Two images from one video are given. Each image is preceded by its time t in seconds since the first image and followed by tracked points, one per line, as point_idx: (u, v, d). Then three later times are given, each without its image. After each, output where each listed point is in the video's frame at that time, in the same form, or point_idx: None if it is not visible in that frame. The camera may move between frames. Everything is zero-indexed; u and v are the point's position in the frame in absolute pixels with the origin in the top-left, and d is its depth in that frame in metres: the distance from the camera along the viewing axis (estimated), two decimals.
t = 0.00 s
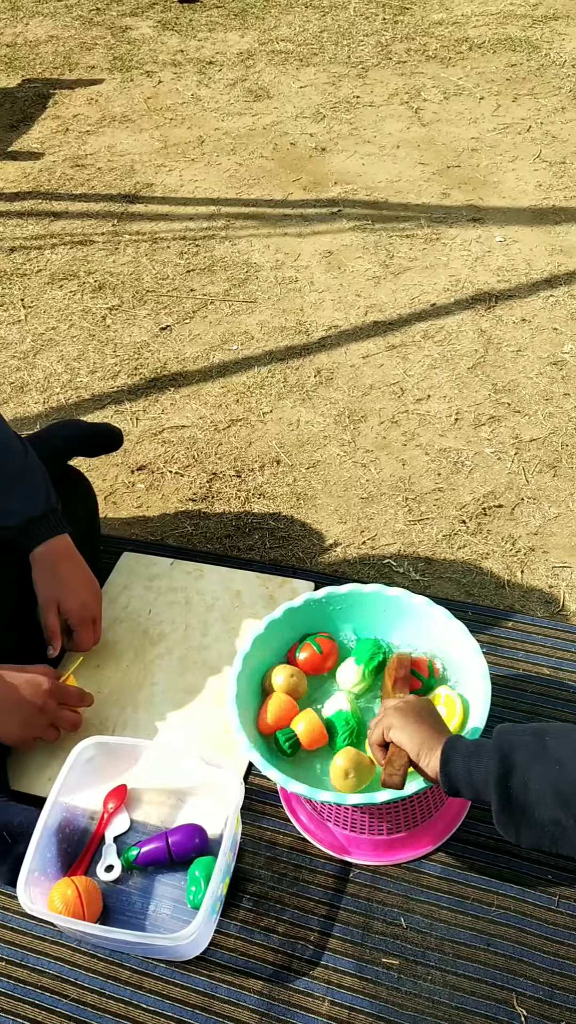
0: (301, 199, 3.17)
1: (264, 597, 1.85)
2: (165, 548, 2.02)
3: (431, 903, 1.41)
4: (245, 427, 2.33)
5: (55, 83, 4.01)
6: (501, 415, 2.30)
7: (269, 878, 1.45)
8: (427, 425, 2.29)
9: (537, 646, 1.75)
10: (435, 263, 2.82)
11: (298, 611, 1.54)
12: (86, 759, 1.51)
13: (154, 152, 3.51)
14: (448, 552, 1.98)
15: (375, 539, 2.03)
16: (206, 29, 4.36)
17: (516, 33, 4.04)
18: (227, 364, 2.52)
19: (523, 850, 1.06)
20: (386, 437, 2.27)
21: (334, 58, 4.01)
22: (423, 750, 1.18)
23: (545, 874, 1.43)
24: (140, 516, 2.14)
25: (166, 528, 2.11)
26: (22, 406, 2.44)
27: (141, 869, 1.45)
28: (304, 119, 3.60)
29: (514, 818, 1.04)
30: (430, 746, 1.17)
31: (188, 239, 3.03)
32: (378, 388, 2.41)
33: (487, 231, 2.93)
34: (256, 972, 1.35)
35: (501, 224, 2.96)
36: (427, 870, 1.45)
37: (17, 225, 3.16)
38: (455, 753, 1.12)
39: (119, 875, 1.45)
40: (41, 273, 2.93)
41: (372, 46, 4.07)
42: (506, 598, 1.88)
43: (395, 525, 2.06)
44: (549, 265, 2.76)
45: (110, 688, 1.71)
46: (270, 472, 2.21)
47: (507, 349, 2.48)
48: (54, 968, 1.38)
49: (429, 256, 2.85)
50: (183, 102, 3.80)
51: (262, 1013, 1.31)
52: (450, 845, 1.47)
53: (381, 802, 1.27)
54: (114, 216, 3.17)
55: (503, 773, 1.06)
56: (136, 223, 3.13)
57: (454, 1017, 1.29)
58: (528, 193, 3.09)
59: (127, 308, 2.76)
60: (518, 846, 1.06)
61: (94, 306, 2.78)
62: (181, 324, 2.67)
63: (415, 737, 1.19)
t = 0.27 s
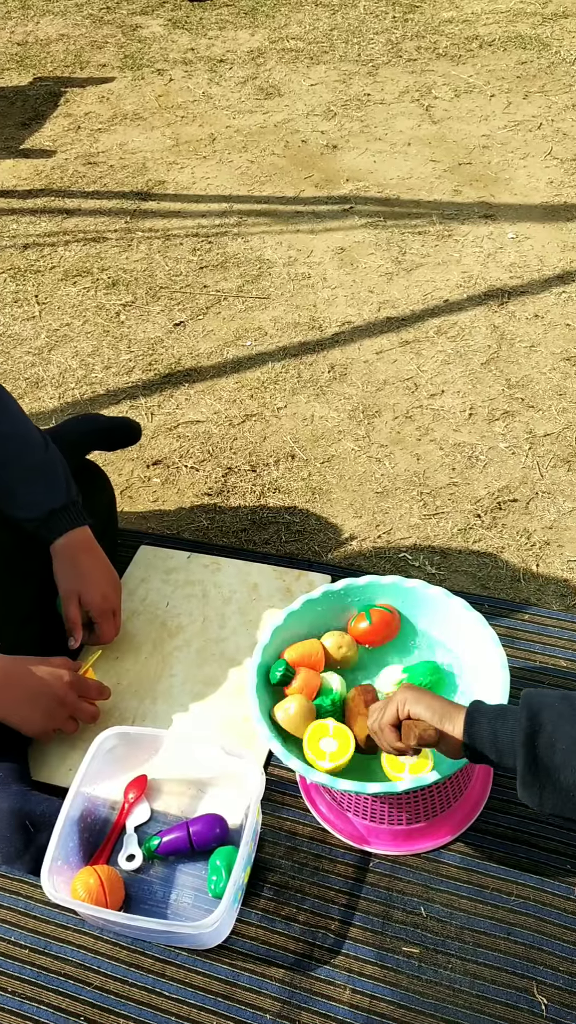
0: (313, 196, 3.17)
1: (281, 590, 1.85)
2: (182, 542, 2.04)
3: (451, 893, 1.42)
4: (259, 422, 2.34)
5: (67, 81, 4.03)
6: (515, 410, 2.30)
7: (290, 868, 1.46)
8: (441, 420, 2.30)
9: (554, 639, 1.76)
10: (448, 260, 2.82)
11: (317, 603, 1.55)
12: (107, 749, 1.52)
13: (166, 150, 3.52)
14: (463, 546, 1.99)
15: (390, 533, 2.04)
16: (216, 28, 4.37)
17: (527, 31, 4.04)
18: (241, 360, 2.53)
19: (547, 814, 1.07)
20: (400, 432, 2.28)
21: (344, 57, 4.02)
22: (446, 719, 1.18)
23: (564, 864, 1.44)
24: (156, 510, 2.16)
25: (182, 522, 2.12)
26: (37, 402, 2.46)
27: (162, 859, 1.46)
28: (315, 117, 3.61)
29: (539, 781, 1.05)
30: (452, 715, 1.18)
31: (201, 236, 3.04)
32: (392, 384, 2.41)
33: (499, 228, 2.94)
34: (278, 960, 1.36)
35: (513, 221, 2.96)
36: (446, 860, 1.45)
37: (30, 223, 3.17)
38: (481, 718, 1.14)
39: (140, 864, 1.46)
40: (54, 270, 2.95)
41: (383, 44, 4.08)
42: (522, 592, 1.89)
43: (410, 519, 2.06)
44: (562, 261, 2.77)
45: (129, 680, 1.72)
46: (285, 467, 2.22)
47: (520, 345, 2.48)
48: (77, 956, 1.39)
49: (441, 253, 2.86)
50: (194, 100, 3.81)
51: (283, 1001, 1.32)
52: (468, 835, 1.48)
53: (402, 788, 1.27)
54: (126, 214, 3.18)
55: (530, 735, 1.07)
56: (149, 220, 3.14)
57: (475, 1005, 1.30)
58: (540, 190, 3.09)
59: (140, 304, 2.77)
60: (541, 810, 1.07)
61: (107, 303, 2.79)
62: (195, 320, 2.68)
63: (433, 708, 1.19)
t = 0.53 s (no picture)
0: (324, 193, 3.19)
1: (300, 582, 1.87)
2: (200, 535, 2.05)
3: (473, 880, 1.43)
4: (274, 417, 2.36)
5: (76, 79, 4.04)
6: (529, 405, 2.31)
7: (312, 856, 1.47)
8: (455, 415, 2.31)
9: (571, 630, 1.77)
10: (460, 256, 2.83)
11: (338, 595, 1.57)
12: (131, 738, 1.53)
13: (177, 147, 3.53)
14: (479, 539, 2.00)
15: (406, 526, 2.05)
16: (225, 26, 4.38)
17: (535, 29, 4.05)
18: (256, 355, 2.54)
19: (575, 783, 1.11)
20: (415, 427, 2.29)
21: (353, 55, 4.03)
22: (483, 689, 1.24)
23: None
24: (173, 504, 2.17)
25: (199, 516, 2.13)
26: (53, 397, 2.47)
27: (186, 848, 1.46)
28: (325, 115, 3.62)
29: (564, 752, 1.09)
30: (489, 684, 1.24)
31: (213, 233, 3.05)
32: (406, 379, 2.42)
33: (511, 224, 2.94)
34: (302, 947, 1.37)
35: (524, 217, 2.97)
36: (468, 848, 1.46)
37: (43, 220, 3.19)
38: (511, 691, 1.20)
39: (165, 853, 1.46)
40: (67, 267, 2.96)
41: (392, 42, 4.08)
42: (538, 584, 1.90)
43: (426, 512, 2.08)
44: (574, 257, 2.78)
45: (150, 671, 1.74)
46: (301, 461, 2.24)
47: (533, 340, 2.49)
48: (103, 943, 1.41)
49: (453, 249, 2.87)
50: (204, 97, 3.82)
51: (308, 987, 1.34)
52: (489, 823, 1.49)
53: (428, 779, 1.29)
54: (138, 211, 3.19)
55: (556, 709, 1.10)
56: (161, 217, 3.15)
57: (499, 990, 1.31)
58: (551, 187, 3.10)
59: (154, 300, 2.78)
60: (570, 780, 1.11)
61: (121, 299, 2.80)
62: (208, 316, 2.70)
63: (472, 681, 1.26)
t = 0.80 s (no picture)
0: (332, 187, 3.20)
1: (314, 571, 1.88)
2: (213, 525, 2.06)
3: (490, 863, 1.44)
4: (286, 409, 2.37)
5: (83, 74, 4.05)
6: (539, 397, 2.33)
7: (331, 839, 1.49)
8: (466, 407, 2.32)
9: None
10: (468, 250, 2.85)
11: (356, 581, 1.58)
12: (150, 723, 1.55)
13: (184, 142, 3.54)
14: (491, 529, 2.02)
15: (418, 517, 2.06)
16: (230, 21, 4.39)
17: (541, 24, 4.06)
18: (266, 348, 2.55)
19: None
20: (426, 418, 2.31)
21: (359, 50, 4.04)
22: (495, 689, 1.24)
23: None
24: (186, 495, 2.19)
25: (212, 506, 2.15)
26: (65, 389, 2.49)
27: (206, 831, 1.48)
28: (332, 109, 3.63)
29: None
30: (501, 686, 1.24)
31: (222, 227, 3.06)
32: (416, 371, 2.44)
33: (518, 218, 2.96)
34: (322, 928, 1.39)
35: (532, 211, 2.99)
36: (484, 832, 1.48)
37: (52, 214, 3.20)
38: (528, 689, 1.20)
39: (184, 836, 1.48)
40: (77, 260, 2.97)
41: (397, 37, 4.09)
42: (550, 573, 1.91)
43: (438, 503, 2.09)
44: None
45: (166, 658, 1.75)
46: (313, 452, 2.25)
47: (542, 332, 2.51)
48: (124, 925, 1.42)
49: (461, 243, 2.88)
50: (211, 92, 3.84)
51: (328, 967, 1.35)
52: (505, 807, 1.51)
53: (446, 762, 1.30)
54: (147, 205, 3.21)
55: None
56: (170, 211, 3.16)
57: (516, 971, 1.33)
58: (558, 181, 3.11)
59: (164, 294, 2.80)
60: None
61: (131, 292, 2.82)
62: (218, 310, 2.71)
63: (484, 678, 1.27)
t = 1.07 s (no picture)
0: (329, 179, 3.20)
1: (317, 558, 1.89)
2: (216, 514, 2.07)
3: (497, 845, 1.46)
4: (286, 399, 2.38)
5: (78, 66, 4.04)
6: (538, 386, 2.34)
7: (339, 823, 1.50)
8: (466, 396, 2.33)
9: None
10: (466, 241, 2.86)
11: (360, 568, 1.59)
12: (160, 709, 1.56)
13: (180, 134, 3.54)
14: (492, 517, 2.03)
15: (420, 505, 2.08)
16: (225, 13, 4.38)
17: (535, 16, 4.07)
18: (266, 339, 2.56)
19: None
20: (426, 408, 2.32)
21: (354, 42, 4.04)
22: (509, 657, 1.26)
23: None
24: (188, 485, 2.19)
25: (214, 496, 2.15)
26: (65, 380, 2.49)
27: (214, 816, 1.49)
28: (328, 101, 3.63)
29: None
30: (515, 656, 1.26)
31: (220, 218, 3.07)
32: (416, 361, 2.45)
33: (515, 209, 2.97)
34: (331, 910, 1.40)
35: (529, 202, 3.00)
36: (490, 814, 1.50)
37: (49, 206, 3.20)
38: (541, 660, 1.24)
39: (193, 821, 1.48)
40: (75, 252, 2.97)
41: (392, 29, 4.10)
42: (552, 560, 1.93)
43: (439, 491, 2.10)
44: None
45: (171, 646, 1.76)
46: (314, 441, 2.26)
47: (541, 322, 2.52)
48: (134, 909, 1.43)
49: (459, 234, 2.89)
50: (206, 85, 3.83)
51: (338, 948, 1.37)
52: (511, 790, 1.53)
53: (454, 742, 1.31)
54: (144, 196, 3.21)
55: None
56: (167, 203, 3.16)
57: (525, 950, 1.34)
58: (554, 173, 3.12)
59: (163, 285, 2.80)
60: None
61: (130, 284, 2.82)
62: (217, 301, 2.71)
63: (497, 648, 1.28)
